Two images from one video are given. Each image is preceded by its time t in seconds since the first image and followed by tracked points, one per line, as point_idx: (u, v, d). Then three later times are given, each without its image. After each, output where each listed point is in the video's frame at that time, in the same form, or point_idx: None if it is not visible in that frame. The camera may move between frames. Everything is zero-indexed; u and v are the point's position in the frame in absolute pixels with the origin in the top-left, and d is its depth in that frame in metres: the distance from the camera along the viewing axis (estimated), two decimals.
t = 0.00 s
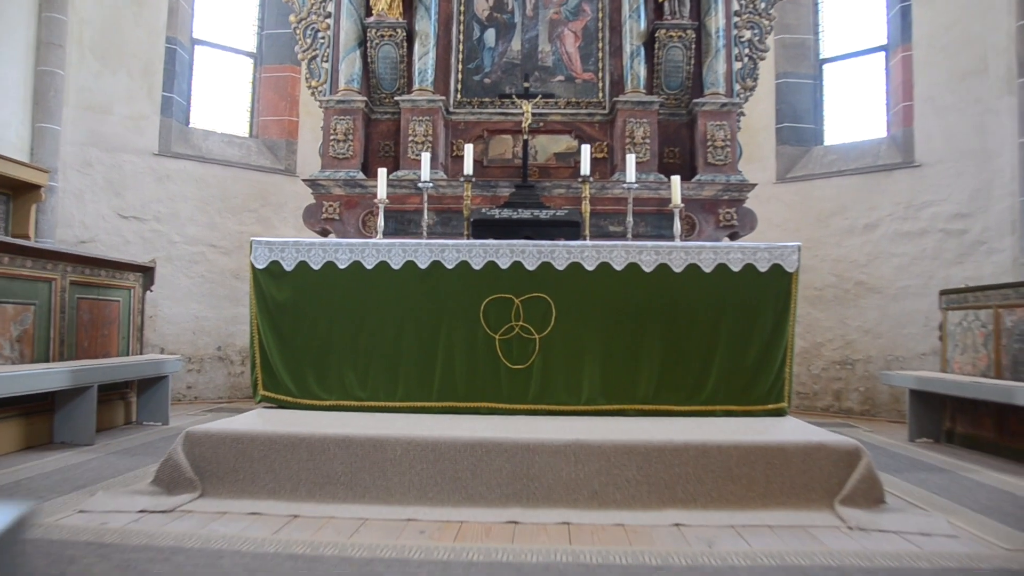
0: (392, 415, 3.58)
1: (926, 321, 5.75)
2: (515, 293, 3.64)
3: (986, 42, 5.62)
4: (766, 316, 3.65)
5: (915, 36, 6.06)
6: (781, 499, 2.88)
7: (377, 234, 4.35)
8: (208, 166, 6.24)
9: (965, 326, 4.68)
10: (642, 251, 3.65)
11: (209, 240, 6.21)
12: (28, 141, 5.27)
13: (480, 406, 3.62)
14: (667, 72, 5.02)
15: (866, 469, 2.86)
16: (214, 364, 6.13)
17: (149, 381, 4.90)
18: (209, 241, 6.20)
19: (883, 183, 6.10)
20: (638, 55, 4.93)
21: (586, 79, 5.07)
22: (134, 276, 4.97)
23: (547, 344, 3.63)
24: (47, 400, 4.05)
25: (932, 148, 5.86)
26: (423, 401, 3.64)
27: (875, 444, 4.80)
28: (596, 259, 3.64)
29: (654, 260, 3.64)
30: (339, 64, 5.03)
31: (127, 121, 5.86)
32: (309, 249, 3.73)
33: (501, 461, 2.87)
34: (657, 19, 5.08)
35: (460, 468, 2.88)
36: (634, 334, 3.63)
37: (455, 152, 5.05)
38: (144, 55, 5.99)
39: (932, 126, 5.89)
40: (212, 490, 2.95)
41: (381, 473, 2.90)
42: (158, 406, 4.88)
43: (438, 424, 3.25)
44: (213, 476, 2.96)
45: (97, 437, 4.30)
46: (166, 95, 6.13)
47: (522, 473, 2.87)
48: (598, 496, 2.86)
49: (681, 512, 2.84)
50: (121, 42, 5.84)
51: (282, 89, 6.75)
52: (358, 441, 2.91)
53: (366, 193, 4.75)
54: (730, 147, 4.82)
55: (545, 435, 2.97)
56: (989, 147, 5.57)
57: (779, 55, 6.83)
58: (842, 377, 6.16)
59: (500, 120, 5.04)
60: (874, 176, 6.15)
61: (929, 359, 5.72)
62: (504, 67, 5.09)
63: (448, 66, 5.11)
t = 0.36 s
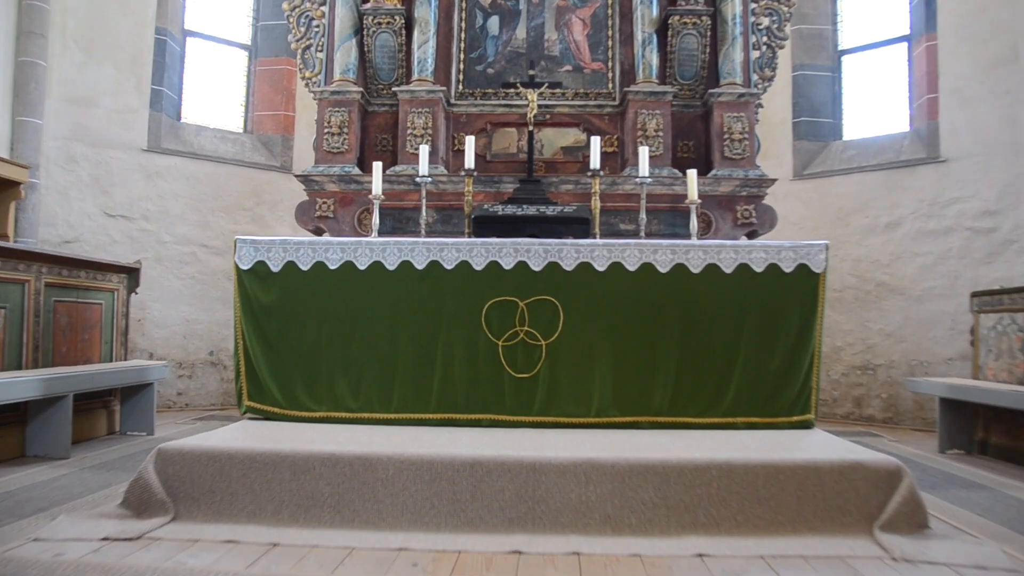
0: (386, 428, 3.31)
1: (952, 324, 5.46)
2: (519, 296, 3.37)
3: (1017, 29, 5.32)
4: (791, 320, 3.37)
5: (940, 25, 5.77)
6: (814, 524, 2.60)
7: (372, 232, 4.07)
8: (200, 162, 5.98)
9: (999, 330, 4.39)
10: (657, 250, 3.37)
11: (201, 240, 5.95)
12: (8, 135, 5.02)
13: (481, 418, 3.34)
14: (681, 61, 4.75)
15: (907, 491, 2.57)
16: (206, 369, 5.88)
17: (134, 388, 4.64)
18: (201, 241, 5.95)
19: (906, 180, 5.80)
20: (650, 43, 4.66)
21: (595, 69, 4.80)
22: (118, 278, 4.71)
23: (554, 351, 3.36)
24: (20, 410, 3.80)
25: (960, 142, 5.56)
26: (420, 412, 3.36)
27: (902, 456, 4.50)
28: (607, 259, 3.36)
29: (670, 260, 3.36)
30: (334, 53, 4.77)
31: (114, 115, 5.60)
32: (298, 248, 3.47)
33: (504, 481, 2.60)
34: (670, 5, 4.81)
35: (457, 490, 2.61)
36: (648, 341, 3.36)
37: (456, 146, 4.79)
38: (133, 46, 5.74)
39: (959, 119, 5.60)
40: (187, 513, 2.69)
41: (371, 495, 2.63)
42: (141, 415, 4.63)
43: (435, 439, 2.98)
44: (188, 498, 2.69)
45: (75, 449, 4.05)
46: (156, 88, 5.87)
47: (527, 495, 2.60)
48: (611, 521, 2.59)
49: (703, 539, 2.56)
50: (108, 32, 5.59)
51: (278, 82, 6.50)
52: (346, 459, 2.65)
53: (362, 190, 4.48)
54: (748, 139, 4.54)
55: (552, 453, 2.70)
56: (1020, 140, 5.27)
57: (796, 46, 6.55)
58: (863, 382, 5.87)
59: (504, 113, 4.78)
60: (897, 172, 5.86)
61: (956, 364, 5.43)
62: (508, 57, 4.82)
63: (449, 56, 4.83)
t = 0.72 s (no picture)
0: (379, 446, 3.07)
1: (978, 331, 5.20)
2: (523, 303, 3.12)
3: None
4: (817, 329, 3.12)
5: (966, 16, 5.50)
6: (849, 558, 2.35)
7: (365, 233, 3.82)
8: (190, 161, 5.76)
9: None
10: (672, 254, 3.11)
11: (191, 242, 5.73)
12: None
13: (482, 435, 3.09)
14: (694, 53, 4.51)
15: (953, 522, 2.31)
16: (197, 376, 5.66)
17: (117, 399, 4.40)
18: (192, 243, 5.72)
19: (929, 179, 5.54)
20: (662, 34, 4.40)
21: (603, 61, 4.56)
22: (101, 282, 4.48)
23: (560, 362, 3.11)
24: None
25: (985, 139, 5.31)
26: (415, 429, 3.12)
27: (929, 471, 4.24)
28: (618, 263, 3.11)
29: (686, 264, 3.10)
30: (328, 45, 4.52)
31: (100, 111, 5.38)
32: (285, 252, 3.22)
33: (506, 510, 2.35)
34: None
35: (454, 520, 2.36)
36: (662, 351, 3.11)
37: (456, 143, 4.55)
38: (119, 39, 5.52)
39: (984, 115, 5.34)
40: (159, 543, 2.44)
41: (360, 525, 2.38)
42: (124, 426, 4.39)
43: (431, 461, 2.73)
44: (157, 528, 2.44)
45: (51, 465, 3.81)
46: (144, 83, 5.64)
47: (532, 525, 2.35)
48: (624, 554, 2.34)
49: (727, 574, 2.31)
50: (93, 24, 5.36)
51: (272, 78, 6.27)
52: (332, 485, 2.40)
53: (357, 189, 4.24)
54: (765, 136, 4.30)
55: (559, 477, 2.45)
56: None
57: (812, 40, 6.29)
58: (882, 391, 5.61)
59: (507, 108, 4.54)
60: (918, 171, 5.60)
61: (982, 372, 5.17)
62: (511, 49, 4.58)
63: (450, 48, 4.58)
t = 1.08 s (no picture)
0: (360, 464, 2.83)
1: (996, 334, 4.95)
2: (516, 309, 2.88)
3: None
4: (834, 336, 2.87)
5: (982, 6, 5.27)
6: None
7: (348, 233, 3.58)
8: (171, 159, 5.55)
9: None
10: (677, 254, 2.87)
11: (172, 244, 5.51)
12: None
13: (472, 452, 2.85)
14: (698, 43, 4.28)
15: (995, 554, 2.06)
16: (179, 384, 5.43)
17: (89, 410, 4.16)
18: (174, 245, 5.51)
19: (943, 175, 5.30)
20: (664, 22, 4.16)
21: (602, 52, 4.33)
22: (73, 286, 4.24)
23: (556, 373, 2.87)
24: None
25: (1003, 132, 5.06)
26: (400, 445, 2.88)
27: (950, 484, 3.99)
28: (618, 264, 2.87)
29: (692, 266, 2.86)
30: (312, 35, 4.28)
31: (75, 106, 5.18)
32: (258, 253, 2.98)
33: (494, 541, 2.11)
34: None
35: (437, 551, 2.12)
36: (667, 360, 2.87)
37: (447, 138, 4.32)
38: (96, 32, 5.33)
39: (1001, 107, 5.10)
40: None
41: (332, 558, 2.14)
42: (96, 439, 4.14)
43: (415, 484, 2.49)
44: (109, 561, 2.19)
45: (16, 481, 3.59)
46: (122, 78, 5.46)
47: (523, 558, 2.10)
48: None
49: None
50: (68, 17, 5.18)
51: (257, 72, 6.13)
52: (303, 513, 2.17)
53: (340, 188, 4.01)
54: (775, 129, 4.06)
55: (554, 503, 2.21)
56: None
57: (821, 32, 6.05)
58: (895, 398, 5.37)
59: (501, 101, 4.31)
60: (932, 167, 5.37)
61: (1000, 378, 4.92)
62: (505, 39, 4.34)
63: (441, 37, 4.34)
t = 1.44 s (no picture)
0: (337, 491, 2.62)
1: (1009, 342, 4.74)
2: (504, 321, 2.67)
3: None
4: (848, 349, 2.66)
5: None
6: None
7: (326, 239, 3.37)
8: (149, 161, 5.36)
9: None
10: (677, 262, 2.66)
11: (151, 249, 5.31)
12: None
13: (457, 476, 2.64)
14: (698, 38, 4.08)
15: None
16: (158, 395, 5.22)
17: (57, 425, 3.94)
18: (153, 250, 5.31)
19: (952, 176, 5.10)
20: (662, 16, 3.97)
21: (598, 47, 4.12)
22: (41, 295, 4.02)
23: (547, 390, 2.66)
24: None
25: (1014, 130, 4.86)
26: (380, 469, 2.67)
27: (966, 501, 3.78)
28: (614, 273, 2.66)
29: (694, 275, 2.65)
30: (292, 30, 4.08)
31: (49, 106, 5.01)
32: (227, 261, 2.77)
33: None
34: None
35: None
36: (667, 376, 2.66)
37: (434, 138, 4.12)
38: (71, 29, 5.15)
39: (1012, 105, 4.90)
40: None
41: None
42: (64, 456, 3.92)
43: (394, 515, 2.28)
44: None
45: None
46: (99, 76, 5.29)
47: None
48: None
49: None
50: (41, 13, 5.00)
51: (241, 70, 5.98)
52: (265, 552, 1.96)
53: (320, 191, 3.80)
54: (779, 128, 3.86)
55: (544, 540, 2.00)
56: None
57: (825, 28, 5.84)
58: (903, 407, 5.17)
59: (491, 99, 4.11)
60: (940, 168, 5.16)
61: (1014, 387, 4.71)
62: (495, 34, 4.14)
63: (428, 33, 4.14)
